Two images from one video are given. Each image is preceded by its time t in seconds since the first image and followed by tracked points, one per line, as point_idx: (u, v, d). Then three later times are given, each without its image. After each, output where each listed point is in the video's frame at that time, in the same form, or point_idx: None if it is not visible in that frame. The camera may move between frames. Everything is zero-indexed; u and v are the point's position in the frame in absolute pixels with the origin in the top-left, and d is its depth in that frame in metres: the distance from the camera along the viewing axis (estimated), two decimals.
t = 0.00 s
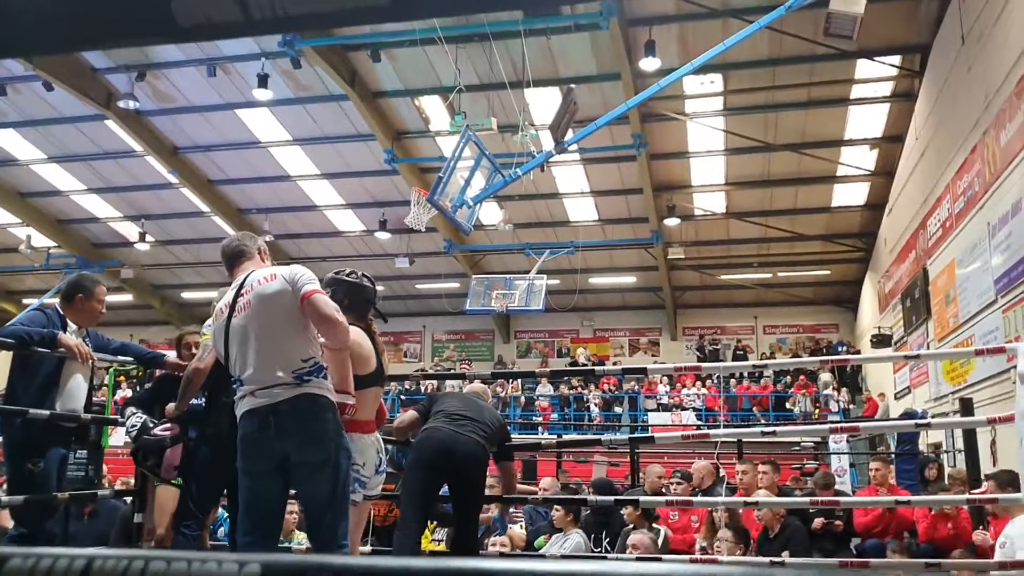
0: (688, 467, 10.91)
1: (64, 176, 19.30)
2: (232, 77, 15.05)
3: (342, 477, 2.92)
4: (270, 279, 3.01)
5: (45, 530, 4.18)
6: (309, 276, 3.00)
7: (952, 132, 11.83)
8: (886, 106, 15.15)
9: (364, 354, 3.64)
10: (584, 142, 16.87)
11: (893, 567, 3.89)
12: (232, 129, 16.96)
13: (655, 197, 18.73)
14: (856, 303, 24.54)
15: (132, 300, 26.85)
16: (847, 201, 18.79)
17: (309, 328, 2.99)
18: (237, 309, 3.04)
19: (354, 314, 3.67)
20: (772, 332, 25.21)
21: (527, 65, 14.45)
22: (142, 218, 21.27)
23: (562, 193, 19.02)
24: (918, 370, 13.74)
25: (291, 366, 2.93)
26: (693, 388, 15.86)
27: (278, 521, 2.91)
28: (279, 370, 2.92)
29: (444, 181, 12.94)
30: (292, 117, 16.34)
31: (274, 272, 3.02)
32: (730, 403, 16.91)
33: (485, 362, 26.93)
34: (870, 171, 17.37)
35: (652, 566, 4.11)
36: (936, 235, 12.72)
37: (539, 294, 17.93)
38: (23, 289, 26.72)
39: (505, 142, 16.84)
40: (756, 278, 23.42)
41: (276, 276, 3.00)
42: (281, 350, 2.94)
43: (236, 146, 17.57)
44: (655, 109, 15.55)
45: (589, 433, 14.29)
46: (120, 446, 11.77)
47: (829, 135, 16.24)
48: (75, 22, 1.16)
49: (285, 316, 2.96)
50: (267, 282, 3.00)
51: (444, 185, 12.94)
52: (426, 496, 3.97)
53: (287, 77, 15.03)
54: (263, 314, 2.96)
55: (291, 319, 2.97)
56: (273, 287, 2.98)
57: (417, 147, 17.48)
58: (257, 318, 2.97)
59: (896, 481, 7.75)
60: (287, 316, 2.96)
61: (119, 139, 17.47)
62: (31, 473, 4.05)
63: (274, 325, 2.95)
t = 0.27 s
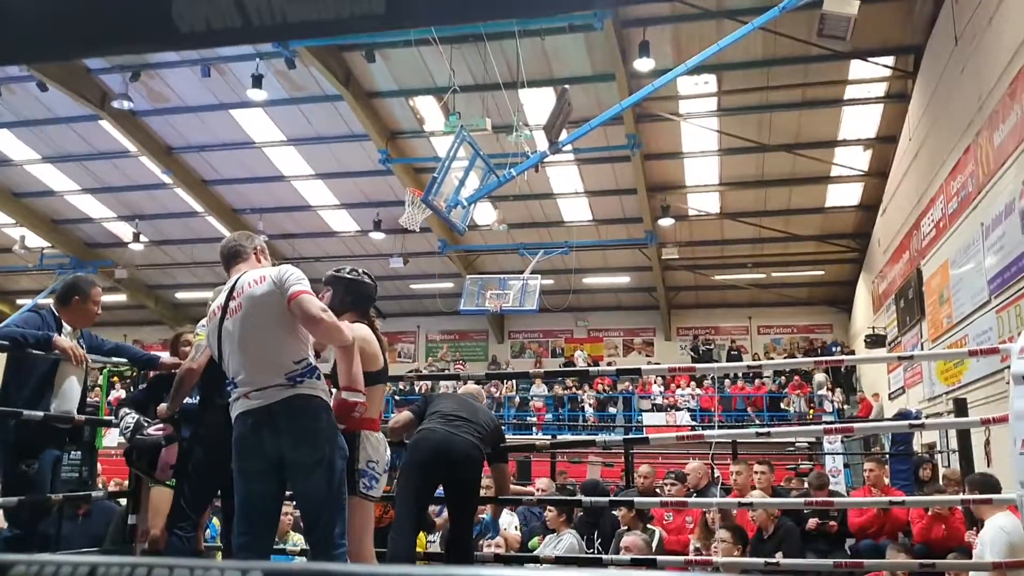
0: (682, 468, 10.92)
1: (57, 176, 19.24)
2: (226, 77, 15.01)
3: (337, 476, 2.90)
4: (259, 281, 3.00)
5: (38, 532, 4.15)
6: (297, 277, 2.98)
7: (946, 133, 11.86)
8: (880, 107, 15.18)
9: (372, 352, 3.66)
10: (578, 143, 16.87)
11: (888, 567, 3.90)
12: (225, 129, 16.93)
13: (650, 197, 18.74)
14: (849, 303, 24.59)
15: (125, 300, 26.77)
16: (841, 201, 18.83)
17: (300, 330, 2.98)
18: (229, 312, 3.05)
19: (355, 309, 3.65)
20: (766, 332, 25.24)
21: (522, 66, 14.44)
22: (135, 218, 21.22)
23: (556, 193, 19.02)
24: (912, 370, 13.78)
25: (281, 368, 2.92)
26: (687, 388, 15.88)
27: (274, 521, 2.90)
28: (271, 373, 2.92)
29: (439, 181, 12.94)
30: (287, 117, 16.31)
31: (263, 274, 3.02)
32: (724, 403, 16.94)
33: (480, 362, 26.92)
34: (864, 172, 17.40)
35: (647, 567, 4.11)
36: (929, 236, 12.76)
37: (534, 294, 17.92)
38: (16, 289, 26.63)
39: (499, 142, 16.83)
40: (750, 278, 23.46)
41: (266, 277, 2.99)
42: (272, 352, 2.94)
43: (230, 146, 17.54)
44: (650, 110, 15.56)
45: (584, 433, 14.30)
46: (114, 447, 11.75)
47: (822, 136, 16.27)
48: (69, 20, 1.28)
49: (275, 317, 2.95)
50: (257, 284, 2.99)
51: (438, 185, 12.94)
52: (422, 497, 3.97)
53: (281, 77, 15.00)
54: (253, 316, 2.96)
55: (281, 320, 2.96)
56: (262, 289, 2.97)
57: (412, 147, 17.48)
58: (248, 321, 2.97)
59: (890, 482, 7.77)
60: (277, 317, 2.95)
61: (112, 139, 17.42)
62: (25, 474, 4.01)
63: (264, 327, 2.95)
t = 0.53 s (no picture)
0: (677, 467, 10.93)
1: (51, 176, 19.19)
2: (220, 77, 14.99)
3: (332, 479, 2.89)
4: (255, 282, 2.98)
5: (31, 532, 4.15)
6: (293, 279, 2.96)
7: (939, 133, 11.90)
8: (873, 107, 15.22)
9: (379, 351, 3.56)
10: (573, 142, 16.88)
11: (881, 566, 3.92)
12: (219, 128, 16.90)
13: (644, 197, 18.76)
14: (843, 302, 24.65)
15: (119, 300, 26.72)
16: (835, 201, 18.86)
17: (295, 333, 2.96)
18: (225, 313, 3.04)
19: (357, 309, 3.63)
20: (760, 331, 25.28)
21: (516, 66, 14.45)
22: (129, 217, 21.18)
23: (550, 193, 19.04)
24: (906, 369, 13.83)
25: (275, 371, 2.91)
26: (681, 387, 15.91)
27: (271, 521, 2.92)
28: (263, 376, 2.91)
29: (433, 181, 12.95)
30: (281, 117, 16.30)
31: (256, 275, 3.00)
32: (718, 402, 16.97)
33: (474, 362, 26.93)
34: (858, 171, 17.43)
35: (641, 567, 4.12)
36: (922, 235, 12.80)
37: (528, 294, 17.92)
38: (9, 290, 26.55)
39: (494, 142, 16.84)
40: (744, 277, 23.50)
41: (261, 279, 2.98)
42: (264, 355, 2.93)
43: (224, 146, 17.52)
44: (644, 110, 15.58)
45: (579, 433, 14.32)
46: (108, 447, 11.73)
47: (816, 135, 16.30)
48: (66, 21, 1.64)
49: (270, 320, 2.94)
50: (252, 285, 2.98)
51: (433, 184, 12.94)
52: (416, 497, 3.97)
53: (275, 76, 14.98)
54: (248, 318, 2.95)
55: (277, 323, 2.95)
56: (256, 291, 2.96)
57: (406, 147, 17.47)
58: (241, 323, 2.96)
59: (884, 481, 7.80)
60: (270, 320, 2.94)
61: (106, 138, 17.39)
62: (19, 475, 4.02)
63: (259, 330, 2.94)
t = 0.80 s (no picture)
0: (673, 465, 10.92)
1: (47, 175, 19.16)
2: (216, 75, 14.97)
3: (332, 478, 2.87)
4: (257, 280, 2.96)
5: (27, 531, 4.12)
6: (297, 279, 2.95)
7: (936, 131, 11.89)
8: (870, 105, 15.22)
9: (382, 350, 3.55)
10: (569, 141, 16.88)
11: (878, 563, 3.91)
12: (215, 127, 16.88)
13: (640, 195, 18.76)
14: (840, 300, 24.66)
15: (115, 300, 26.68)
16: (831, 199, 18.86)
17: (297, 333, 2.95)
18: (226, 309, 3.02)
19: (354, 308, 3.61)
20: (757, 329, 25.28)
21: (512, 64, 14.43)
22: (125, 216, 21.15)
23: (546, 192, 19.03)
24: (903, 367, 13.80)
25: (277, 370, 2.90)
26: (678, 386, 15.90)
27: (269, 522, 2.89)
28: (265, 375, 2.91)
29: (429, 179, 12.93)
30: (277, 115, 16.29)
31: (258, 274, 2.98)
32: (716, 401, 16.96)
33: (471, 361, 26.92)
34: (854, 169, 17.43)
35: (637, 564, 4.11)
36: (920, 233, 12.78)
37: (524, 292, 17.92)
38: (5, 289, 26.51)
39: (490, 140, 16.83)
40: (741, 275, 23.51)
41: (264, 277, 2.96)
42: (266, 355, 2.92)
43: (220, 145, 17.49)
44: (640, 108, 15.56)
45: (575, 431, 14.31)
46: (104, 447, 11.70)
47: (813, 133, 16.30)
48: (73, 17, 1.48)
49: (273, 319, 2.93)
50: (255, 283, 2.96)
51: (429, 182, 12.92)
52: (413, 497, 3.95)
53: (271, 75, 14.95)
54: (250, 316, 2.93)
55: (280, 322, 2.94)
56: (259, 289, 2.94)
57: (402, 145, 17.45)
58: (243, 321, 2.95)
59: (880, 479, 7.80)
60: (273, 320, 2.93)
61: (101, 137, 17.35)
62: (15, 474, 4.00)
63: (261, 329, 2.93)
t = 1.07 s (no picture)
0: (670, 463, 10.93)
1: (43, 174, 19.13)
2: (212, 74, 14.95)
3: (332, 476, 2.88)
4: (262, 278, 2.94)
5: (23, 530, 4.12)
6: (304, 282, 2.96)
7: (933, 129, 11.87)
8: (867, 103, 15.23)
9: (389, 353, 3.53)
10: (566, 140, 16.87)
11: (875, 561, 3.91)
12: (212, 126, 16.86)
13: (638, 194, 18.76)
14: (837, 299, 24.68)
15: (112, 299, 26.66)
16: (828, 197, 18.88)
17: (300, 333, 2.95)
18: (227, 305, 2.98)
19: (363, 304, 3.59)
20: (754, 328, 25.30)
21: (509, 62, 14.43)
22: (122, 216, 21.13)
23: (544, 190, 19.02)
24: (900, 365, 13.80)
25: (279, 369, 2.89)
26: (675, 384, 15.90)
27: (270, 520, 2.89)
28: (268, 374, 2.89)
29: (426, 178, 12.92)
30: (273, 114, 16.27)
31: (262, 272, 2.96)
32: (713, 400, 16.95)
33: (468, 360, 26.92)
34: (851, 168, 17.44)
35: (635, 562, 4.09)
36: (917, 232, 12.77)
37: (522, 292, 17.93)
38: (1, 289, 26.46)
39: (487, 139, 16.83)
40: (738, 274, 23.52)
41: (269, 276, 2.94)
42: (270, 355, 2.90)
43: (217, 143, 17.47)
44: (637, 107, 15.56)
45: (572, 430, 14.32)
46: (100, 447, 11.68)
47: (809, 132, 16.32)
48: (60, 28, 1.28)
49: (277, 319, 2.91)
50: (260, 281, 2.93)
51: (425, 181, 12.91)
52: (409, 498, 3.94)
53: (268, 74, 14.93)
54: (255, 314, 2.91)
55: (284, 322, 2.92)
56: (265, 288, 2.92)
57: (399, 144, 17.44)
58: (247, 318, 2.92)
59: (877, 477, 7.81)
60: (279, 319, 2.91)
61: (98, 136, 17.32)
62: (11, 473, 3.99)
63: (265, 327, 2.91)
